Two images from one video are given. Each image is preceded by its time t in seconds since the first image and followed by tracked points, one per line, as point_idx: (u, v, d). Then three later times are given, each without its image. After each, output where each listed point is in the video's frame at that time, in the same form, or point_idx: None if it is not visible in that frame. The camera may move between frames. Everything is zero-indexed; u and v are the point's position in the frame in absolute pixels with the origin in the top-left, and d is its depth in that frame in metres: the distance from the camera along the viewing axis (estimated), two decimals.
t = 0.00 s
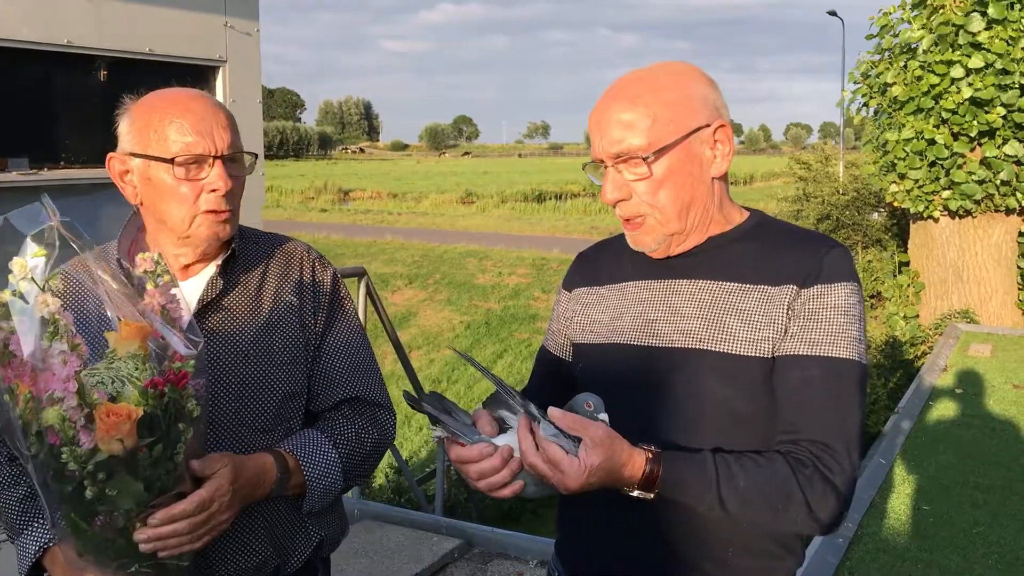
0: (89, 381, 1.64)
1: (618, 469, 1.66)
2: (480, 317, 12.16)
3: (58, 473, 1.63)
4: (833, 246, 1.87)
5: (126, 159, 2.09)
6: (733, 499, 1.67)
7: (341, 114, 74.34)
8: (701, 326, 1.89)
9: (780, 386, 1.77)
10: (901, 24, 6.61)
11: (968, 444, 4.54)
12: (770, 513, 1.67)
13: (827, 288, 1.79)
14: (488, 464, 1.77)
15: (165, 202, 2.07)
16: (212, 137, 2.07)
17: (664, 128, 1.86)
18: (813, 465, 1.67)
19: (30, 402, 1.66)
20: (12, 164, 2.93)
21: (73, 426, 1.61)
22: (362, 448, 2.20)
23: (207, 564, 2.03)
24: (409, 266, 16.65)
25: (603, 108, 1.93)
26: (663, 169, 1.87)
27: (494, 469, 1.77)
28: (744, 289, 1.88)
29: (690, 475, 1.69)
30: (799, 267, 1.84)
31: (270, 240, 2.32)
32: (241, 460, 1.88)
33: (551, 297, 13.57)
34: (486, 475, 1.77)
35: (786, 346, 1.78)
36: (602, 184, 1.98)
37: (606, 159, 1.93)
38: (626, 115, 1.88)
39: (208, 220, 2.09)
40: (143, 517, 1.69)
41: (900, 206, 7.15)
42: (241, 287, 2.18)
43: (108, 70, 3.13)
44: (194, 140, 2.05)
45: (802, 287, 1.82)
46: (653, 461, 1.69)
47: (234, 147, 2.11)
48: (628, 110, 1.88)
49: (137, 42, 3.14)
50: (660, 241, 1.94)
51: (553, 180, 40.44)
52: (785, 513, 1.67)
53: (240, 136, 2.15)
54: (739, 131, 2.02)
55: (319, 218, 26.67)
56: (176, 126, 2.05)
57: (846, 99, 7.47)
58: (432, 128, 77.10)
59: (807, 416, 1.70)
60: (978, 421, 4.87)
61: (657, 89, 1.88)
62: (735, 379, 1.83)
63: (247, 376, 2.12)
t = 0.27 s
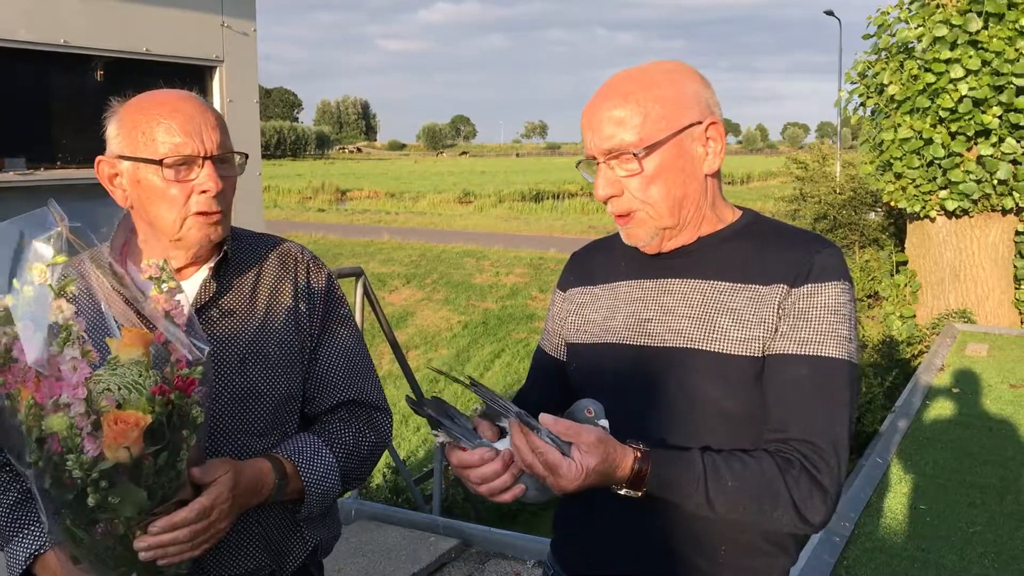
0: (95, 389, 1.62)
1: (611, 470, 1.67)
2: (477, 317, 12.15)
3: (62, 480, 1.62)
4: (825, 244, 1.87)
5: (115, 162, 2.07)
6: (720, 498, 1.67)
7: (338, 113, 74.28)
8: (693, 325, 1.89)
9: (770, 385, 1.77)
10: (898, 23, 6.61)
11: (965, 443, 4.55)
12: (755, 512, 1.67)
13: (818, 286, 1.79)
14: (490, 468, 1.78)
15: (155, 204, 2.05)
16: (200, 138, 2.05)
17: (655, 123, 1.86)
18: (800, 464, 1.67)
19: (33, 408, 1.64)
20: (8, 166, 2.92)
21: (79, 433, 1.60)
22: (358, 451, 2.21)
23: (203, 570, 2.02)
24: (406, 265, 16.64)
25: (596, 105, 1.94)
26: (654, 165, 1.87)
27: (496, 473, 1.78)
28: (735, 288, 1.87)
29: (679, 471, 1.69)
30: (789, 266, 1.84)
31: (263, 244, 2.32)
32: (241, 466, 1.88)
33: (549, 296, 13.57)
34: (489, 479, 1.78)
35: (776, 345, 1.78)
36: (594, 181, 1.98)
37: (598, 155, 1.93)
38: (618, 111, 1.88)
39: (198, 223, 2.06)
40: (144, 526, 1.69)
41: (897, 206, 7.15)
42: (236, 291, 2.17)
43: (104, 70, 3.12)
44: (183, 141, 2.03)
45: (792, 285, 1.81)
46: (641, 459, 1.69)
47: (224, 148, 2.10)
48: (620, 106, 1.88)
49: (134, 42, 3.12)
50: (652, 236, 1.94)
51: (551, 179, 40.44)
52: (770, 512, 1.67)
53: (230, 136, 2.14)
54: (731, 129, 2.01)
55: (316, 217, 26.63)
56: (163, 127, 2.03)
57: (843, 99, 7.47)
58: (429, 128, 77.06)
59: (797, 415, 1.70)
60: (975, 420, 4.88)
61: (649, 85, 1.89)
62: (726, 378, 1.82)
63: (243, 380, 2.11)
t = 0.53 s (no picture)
0: (93, 371, 1.63)
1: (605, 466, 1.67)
2: (476, 317, 12.16)
3: (57, 463, 1.63)
4: (819, 243, 1.87)
5: (141, 158, 2.09)
6: (709, 498, 1.67)
7: (337, 114, 74.27)
8: (686, 325, 1.89)
9: (763, 383, 1.77)
10: (896, 24, 6.62)
11: (963, 443, 4.56)
12: (746, 511, 1.67)
13: (810, 285, 1.79)
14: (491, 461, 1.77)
15: (177, 200, 2.06)
16: (227, 136, 2.07)
17: (650, 127, 1.86)
18: (791, 462, 1.67)
19: (32, 389, 1.64)
20: (6, 166, 2.92)
21: (74, 416, 1.61)
22: (367, 457, 2.20)
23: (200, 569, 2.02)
24: (405, 266, 16.64)
25: (591, 108, 1.93)
26: (649, 169, 1.87)
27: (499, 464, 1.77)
28: (729, 288, 1.88)
29: (670, 470, 1.70)
30: (782, 265, 1.84)
31: (283, 245, 2.34)
32: (243, 461, 1.85)
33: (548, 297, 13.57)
34: (492, 471, 1.78)
35: (769, 344, 1.79)
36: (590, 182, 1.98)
37: (593, 158, 1.93)
38: (613, 114, 1.88)
39: (220, 220, 2.08)
40: (138, 513, 1.68)
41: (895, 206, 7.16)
42: (252, 288, 2.19)
43: (103, 70, 3.13)
44: (209, 139, 2.05)
45: (785, 285, 1.82)
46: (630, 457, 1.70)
47: (250, 148, 2.11)
48: (614, 110, 1.88)
49: (132, 42, 3.13)
50: (645, 239, 1.95)
51: (549, 180, 40.44)
52: (761, 510, 1.67)
53: (256, 137, 2.16)
54: (726, 129, 2.01)
55: (315, 217, 26.63)
56: (191, 125, 2.06)
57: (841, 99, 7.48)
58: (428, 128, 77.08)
59: (788, 413, 1.70)
60: (973, 420, 4.88)
61: (643, 88, 1.89)
62: (719, 379, 1.83)
63: (256, 379, 2.12)
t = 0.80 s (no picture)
0: (80, 367, 1.67)
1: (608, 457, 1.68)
2: (476, 317, 12.15)
3: (43, 458, 1.66)
4: (825, 240, 1.87)
5: (153, 160, 2.14)
6: (712, 494, 1.67)
7: (337, 114, 74.25)
8: (691, 322, 1.89)
9: (768, 379, 1.77)
10: (897, 23, 6.62)
11: (963, 442, 4.56)
12: (749, 506, 1.67)
13: (814, 281, 1.79)
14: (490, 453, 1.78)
15: (187, 202, 2.10)
16: (235, 138, 2.10)
17: (659, 127, 1.86)
18: (793, 457, 1.67)
19: (25, 381, 1.68)
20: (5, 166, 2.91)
21: (58, 410, 1.64)
22: (370, 463, 2.17)
23: (193, 571, 2.03)
24: (405, 265, 16.63)
25: (599, 108, 1.93)
26: (657, 170, 1.87)
27: (499, 458, 1.78)
28: (734, 284, 1.88)
29: (673, 465, 1.70)
30: (787, 261, 1.85)
31: (297, 247, 2.34)
32: (235, 463, 1.85)
33: (548, 297, 13.56)
34: (493, 465, 1.79)
35: (774, 339, 1.79)
36: (598, 181, 1.98)
37: (601, 158, 1.93)
38: (622, 114, 1.88)
39: (228, 222, 2.11)
40: (124, 511, 1.69)
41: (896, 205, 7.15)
42: (258, 289, 2.20)
43: (104, 70, 3.13)
44: (218, 141, 2.08)
45: (790, 281, 1.82)
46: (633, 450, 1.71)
47: (259, 149, 2.14)
48: (623, 110, 1.88)
49: (132, 42, 3.14)
50: (654, 239, 1.95)
51: (549, 180, 40.42)
52: (764, 505, 1.66)
53: (266, 138, 2.18)
54: (732, 129, 2.02)
55: (315, 217, 26.60)
56: (200, 127, 2.08)
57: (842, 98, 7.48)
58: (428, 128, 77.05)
59: (792, 408, 1.70)
60: (974, 419, 4.88)
61: (652, 89, 1.89)
62: (724, 375, 1.83)
63: (258, 380, 2.13)
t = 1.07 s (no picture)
0: (57, 354, 1.68)
1: (614, 458, 1.68)
2: (475, 317, 12.14)
3: (24, 446, 1.68)
4: (833, 240, 1.87)
5: (167, 159, 2.17)
6: (719, 491, 1.68)
7: (336, 113, 74.19)
8: (699, 320, 1.89)
9: (775, 377, 1.77)
10: (895, 22, 6.62)
11: (961, 441, 4.57)
12: (755, 504, 1.67)
13: (824, 280, 1.80)
14: (498, 456, 1.77)
15: (198, 200, 2.13)
16: (246, 138, 2.12)
17: (670, 127, 1.87)
18: (800, 456, 1.67)
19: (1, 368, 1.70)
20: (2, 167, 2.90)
21: (36, 397, 1.65)
22: (366, 467, 2.14)
23: (186, 561, 2.05)
24: (404, 265, 16.60)
25: (611, 107, 1.93)
26: (669, 169, 1.88)
27: (506, 461, 1.77)
28: (742, 282, 1.88)
29: (680, 463, 1.70)
30: (796, 260, 1.85)
31: (306, 248, 2.33)
32: (225, 458, 1.84)
33: (547, 297, 13.54)
34: (502, 468, 1.78)
35: (781, 337, 1.79)
36: (608, 179, 1.99)
37: (612, 156, 1.93)
38: (634, 113, 1.88)
39: (238, 221, 2.14)
40: (109, 499, 1.72)
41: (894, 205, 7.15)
42: (262, 287, 2.20)
43: (102, 70, 3.14)
44: (229, 141, 2.11)
45: (799, 280, 1.82)
46: (639, 448, 1.71)
47: (271, 149, 2.16)
48: (636, 109, 1.88)
49: (130, 42, 3.14)
50: (662, 239, 1.96)
51: (547, 179, 40.39)
52: (771, 504, 1.67)
53: (278, 139, 2.19)
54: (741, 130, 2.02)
55: (313, 217, 26.56)
56: (213, 127, 2.11)
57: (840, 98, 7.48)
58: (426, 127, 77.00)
59: (799, 406, 1.70)
60: (972, 418, 4.88)
61: (665, 89, 1.89)
62: (730, 373, 1.83)
63: (260, 376, 2.13)
